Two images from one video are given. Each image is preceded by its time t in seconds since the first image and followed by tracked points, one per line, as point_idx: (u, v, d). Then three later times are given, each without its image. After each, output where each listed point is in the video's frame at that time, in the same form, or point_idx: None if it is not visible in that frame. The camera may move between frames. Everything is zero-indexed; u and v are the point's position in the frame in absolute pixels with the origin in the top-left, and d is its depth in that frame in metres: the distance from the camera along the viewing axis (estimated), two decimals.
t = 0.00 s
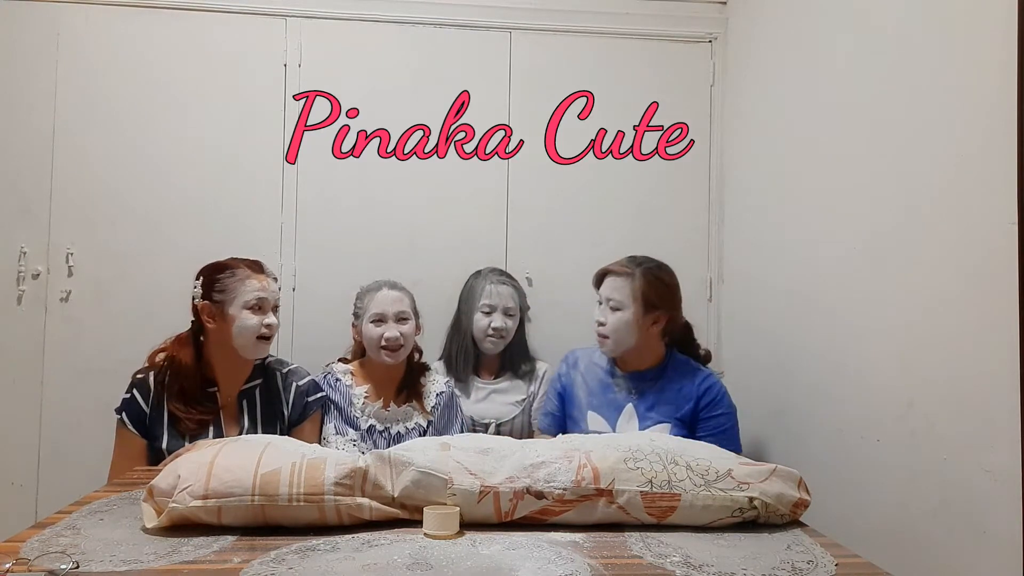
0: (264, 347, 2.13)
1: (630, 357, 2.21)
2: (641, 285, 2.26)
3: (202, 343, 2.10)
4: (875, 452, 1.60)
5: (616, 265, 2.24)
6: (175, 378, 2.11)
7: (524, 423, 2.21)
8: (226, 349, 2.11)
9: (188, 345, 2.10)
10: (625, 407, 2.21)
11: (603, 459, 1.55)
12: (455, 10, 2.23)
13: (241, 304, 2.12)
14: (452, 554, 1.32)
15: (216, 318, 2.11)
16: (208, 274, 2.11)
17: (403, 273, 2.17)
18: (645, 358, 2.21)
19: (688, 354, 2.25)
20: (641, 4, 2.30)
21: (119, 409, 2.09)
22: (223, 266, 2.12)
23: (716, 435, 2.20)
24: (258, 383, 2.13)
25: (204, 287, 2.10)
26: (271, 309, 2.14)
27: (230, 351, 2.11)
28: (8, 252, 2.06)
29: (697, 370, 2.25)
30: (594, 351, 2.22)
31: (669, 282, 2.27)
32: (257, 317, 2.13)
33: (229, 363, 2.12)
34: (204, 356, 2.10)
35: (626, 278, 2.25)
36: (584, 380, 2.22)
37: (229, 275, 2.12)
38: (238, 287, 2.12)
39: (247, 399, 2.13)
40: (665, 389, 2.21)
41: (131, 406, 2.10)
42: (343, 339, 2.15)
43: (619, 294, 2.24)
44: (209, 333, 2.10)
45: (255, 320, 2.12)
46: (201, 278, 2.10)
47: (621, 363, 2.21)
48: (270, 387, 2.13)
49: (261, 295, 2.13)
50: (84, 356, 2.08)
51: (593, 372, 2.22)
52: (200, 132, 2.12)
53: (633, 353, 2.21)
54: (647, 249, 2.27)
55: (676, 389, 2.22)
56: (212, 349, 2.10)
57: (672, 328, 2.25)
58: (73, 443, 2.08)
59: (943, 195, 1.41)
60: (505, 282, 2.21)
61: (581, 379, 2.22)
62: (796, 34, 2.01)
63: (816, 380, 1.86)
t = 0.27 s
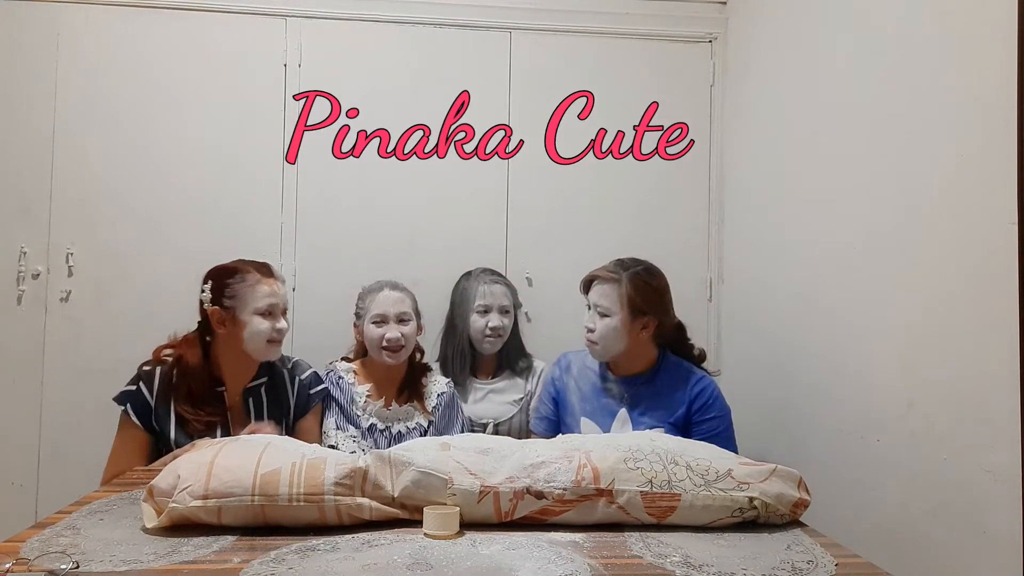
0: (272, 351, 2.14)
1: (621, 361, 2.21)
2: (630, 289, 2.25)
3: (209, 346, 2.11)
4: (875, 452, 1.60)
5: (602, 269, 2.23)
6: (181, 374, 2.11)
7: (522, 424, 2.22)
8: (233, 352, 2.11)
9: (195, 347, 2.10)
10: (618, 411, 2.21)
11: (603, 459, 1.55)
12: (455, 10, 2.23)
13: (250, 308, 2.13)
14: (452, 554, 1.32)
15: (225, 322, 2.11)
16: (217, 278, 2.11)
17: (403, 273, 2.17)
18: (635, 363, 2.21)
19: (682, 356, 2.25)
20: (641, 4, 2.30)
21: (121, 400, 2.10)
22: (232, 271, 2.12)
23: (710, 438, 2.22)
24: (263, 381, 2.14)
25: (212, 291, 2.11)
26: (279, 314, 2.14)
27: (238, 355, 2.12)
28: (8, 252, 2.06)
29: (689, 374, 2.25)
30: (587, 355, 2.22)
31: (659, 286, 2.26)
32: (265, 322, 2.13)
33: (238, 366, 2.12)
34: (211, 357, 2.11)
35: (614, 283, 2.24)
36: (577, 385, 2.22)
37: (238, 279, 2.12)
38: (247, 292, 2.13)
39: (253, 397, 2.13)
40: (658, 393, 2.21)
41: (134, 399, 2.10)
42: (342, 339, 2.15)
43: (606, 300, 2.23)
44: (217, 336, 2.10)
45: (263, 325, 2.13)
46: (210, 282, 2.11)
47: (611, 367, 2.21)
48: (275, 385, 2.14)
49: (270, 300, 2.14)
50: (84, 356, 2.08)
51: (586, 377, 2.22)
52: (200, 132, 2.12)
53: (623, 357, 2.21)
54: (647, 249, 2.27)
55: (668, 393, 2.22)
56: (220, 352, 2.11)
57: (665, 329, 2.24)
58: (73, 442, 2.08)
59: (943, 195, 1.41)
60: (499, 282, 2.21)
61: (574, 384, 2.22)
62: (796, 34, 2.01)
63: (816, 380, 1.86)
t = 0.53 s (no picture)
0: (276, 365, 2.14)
1: (623, 362, 2.21)
2: (632, 288, 2.25)
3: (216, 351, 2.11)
4: (875, 452, 1.60)
5: (603, 269, 2.24)
6: (187, 366, 2.11)
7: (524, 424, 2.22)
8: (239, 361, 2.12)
9: (203, 350, 2.11)
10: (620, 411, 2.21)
11: (603, 459, 1.55)
12: (455, 10, 2.23)
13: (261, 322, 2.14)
14: (452, 554, 1.33)
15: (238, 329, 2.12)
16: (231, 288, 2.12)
17: (402, 273, 2.17)
18: (638, 363, 2.21)
19: (683, 356, 2.25)
20: (641, 4, 2.30)
21: (123, 385, 2.09)
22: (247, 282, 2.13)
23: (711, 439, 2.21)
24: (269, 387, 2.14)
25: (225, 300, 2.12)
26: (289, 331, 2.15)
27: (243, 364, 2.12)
28: (8, 252, 2.06)
29: (691, 374, 2.25)
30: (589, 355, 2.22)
31: (661, 285, 2.26)
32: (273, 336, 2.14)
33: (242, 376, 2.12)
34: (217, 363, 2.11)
35: (616, 283, 2.24)
36: (578, 385, 2.22)
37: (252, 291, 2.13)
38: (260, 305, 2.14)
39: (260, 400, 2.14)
40: (659, 393, 2.21)
41: (137, 386, 2.09)
42: (342, 339, 2.15)
43: (609, 301, 2.24)
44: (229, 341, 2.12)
45: (271, 340, 2.14)
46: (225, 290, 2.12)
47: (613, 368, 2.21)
48: (280, 387, 2.14)
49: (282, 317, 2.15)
50: (84, 356, 2.08)
51: (587, 376, 2.22)
52: (200, 133, 2.12)
53: (625, 357, 2.21)
54: (647, 249, 2.26)
55: (670, 393, 2.23)
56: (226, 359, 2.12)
57: (666, 328, 2.24)
58: (73, 443, 2.08)
59: (943, 195, 1.41)
60: (491, 285, 2.21)
61: (576, 384, 2.22)
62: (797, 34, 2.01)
63: (816, 380, 1.86)
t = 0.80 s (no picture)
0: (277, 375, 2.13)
1: (629, 361, 2.20)
2: (635, 287, 2.25)
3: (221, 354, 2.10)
4: (875, 452, 1.60)
5: (607, 269, 2.23)
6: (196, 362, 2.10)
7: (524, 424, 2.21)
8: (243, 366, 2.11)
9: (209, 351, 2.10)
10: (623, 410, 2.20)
11: (602, 459, 1.55)
12: (455, 10, 2.23)
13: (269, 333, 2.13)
14: (452, 554, 1.33)
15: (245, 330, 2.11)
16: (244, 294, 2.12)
17: (402, 273, 2.17)
18: (644, 364, 2.19)
19: (688, 357, 2.23)
20: (642, 4, 2.30)
21: (131, 377, 2.08)
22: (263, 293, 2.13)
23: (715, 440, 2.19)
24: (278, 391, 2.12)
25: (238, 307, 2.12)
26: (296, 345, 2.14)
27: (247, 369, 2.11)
28: (8, 252, 2.06)
29: (696, 375, 2.23)
30: (594, 355, 2.21)
31: (665, 284, 2.26)
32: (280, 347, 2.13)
33: (245, 381, 2.11)
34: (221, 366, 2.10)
35: (619, 282, 2.24)
36: (582, 383, 2.21)
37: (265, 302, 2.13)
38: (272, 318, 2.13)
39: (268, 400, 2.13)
40: (663, 393, 2.20)
41: (144, 380, 2.08)
42: (342, 339, 2.14)
43: (614, 302, 2.23)
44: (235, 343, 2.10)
45: (278, 343, 2.13)
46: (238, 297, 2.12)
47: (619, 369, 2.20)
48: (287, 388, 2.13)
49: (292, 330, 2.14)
50: (84, 356, 2.08)
51: (591, 375, 2.21)
52: (200, 133, 2.12)
53: (630, 357, 2.20)
54: (647, 249, 2.26)
55: (674, 393, 2.21)
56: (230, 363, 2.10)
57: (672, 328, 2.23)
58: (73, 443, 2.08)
59: (943, 195, 1.41)
60: (487, 290, 2.21)
61: (579, 383, 2.22)
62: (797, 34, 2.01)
63: (816, 380, 1.86)
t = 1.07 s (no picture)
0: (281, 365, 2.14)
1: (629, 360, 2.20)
2: (633, 285, 2.24)
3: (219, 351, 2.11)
4: (875, 452, 1.60)
5: (607, 268, 2.23)
6: (192, 366, 2.11)
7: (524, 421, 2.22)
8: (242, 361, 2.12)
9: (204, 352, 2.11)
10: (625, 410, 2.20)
11: (602, 459, 1.55)
12: (455, 10, 2.23)
13: (269, 325, 2.13)
14: (452, 554, 1.33)
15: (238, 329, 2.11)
16: (236, 289, 2.11)
17: (402, 273, 2.17)
18: (645, 363, 2.19)
19: (691, 358, 2.22)
20: (642, 4, 2.30)
21: (125, 386, 2.08)
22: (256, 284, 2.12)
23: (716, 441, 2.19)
24: (273, 388, 2.14)
25: (232, 302, 2.11)
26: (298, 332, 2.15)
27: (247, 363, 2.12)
28: (8, 252, 2.06)
29: (698, 375, 2.22)
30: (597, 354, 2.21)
31: (659, 283, 2.25)
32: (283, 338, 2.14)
33: (244, 381, 2.13)
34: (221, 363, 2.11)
35: (617, 281, 2.23)
36: (585, 383, 2.21)
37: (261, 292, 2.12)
38: (269, 308, 2.13)
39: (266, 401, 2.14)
40: (665, 394, 2.20)
41: (140, 387, 2.09)
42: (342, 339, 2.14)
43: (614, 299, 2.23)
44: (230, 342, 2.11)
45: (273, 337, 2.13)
46: (228, 291, 2.11)
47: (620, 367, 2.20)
48: (284, 390, 2.14)
49: (293, 319, 2.14)
50: (84, 356, 2.08)
51: (594, 374, 2.21)
52: (200, 133, 2.12)
53: (631, 356, 2.20)
54: (647, 249, 2.26)
55: (676, 393, 2.21)
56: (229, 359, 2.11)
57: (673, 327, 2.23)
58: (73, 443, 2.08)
59: (943, 195, 1.41)
60: (484, 289, 2.20)
61: (582, 382, 2.22)
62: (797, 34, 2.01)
63: (816, 380, 1.86)
